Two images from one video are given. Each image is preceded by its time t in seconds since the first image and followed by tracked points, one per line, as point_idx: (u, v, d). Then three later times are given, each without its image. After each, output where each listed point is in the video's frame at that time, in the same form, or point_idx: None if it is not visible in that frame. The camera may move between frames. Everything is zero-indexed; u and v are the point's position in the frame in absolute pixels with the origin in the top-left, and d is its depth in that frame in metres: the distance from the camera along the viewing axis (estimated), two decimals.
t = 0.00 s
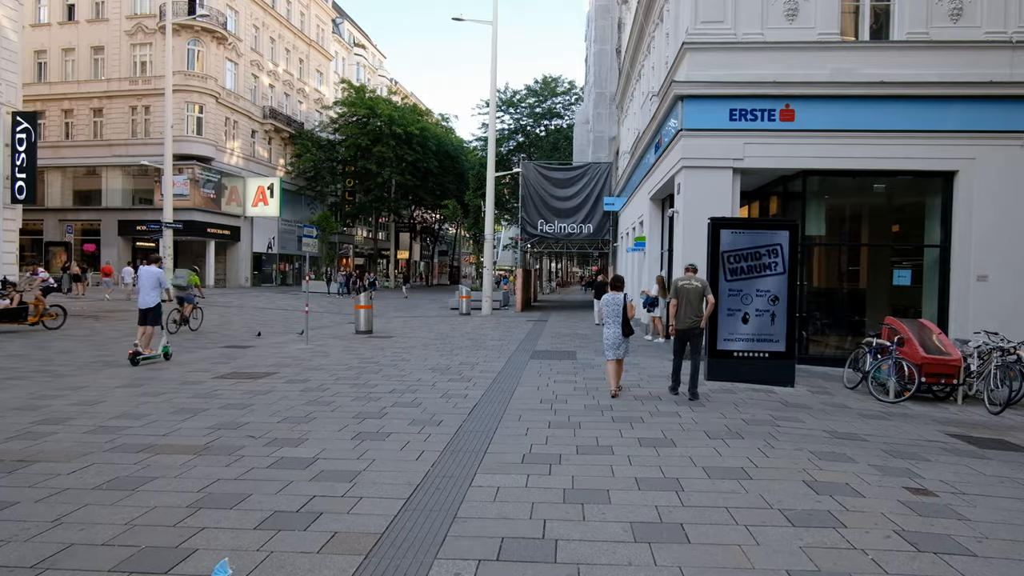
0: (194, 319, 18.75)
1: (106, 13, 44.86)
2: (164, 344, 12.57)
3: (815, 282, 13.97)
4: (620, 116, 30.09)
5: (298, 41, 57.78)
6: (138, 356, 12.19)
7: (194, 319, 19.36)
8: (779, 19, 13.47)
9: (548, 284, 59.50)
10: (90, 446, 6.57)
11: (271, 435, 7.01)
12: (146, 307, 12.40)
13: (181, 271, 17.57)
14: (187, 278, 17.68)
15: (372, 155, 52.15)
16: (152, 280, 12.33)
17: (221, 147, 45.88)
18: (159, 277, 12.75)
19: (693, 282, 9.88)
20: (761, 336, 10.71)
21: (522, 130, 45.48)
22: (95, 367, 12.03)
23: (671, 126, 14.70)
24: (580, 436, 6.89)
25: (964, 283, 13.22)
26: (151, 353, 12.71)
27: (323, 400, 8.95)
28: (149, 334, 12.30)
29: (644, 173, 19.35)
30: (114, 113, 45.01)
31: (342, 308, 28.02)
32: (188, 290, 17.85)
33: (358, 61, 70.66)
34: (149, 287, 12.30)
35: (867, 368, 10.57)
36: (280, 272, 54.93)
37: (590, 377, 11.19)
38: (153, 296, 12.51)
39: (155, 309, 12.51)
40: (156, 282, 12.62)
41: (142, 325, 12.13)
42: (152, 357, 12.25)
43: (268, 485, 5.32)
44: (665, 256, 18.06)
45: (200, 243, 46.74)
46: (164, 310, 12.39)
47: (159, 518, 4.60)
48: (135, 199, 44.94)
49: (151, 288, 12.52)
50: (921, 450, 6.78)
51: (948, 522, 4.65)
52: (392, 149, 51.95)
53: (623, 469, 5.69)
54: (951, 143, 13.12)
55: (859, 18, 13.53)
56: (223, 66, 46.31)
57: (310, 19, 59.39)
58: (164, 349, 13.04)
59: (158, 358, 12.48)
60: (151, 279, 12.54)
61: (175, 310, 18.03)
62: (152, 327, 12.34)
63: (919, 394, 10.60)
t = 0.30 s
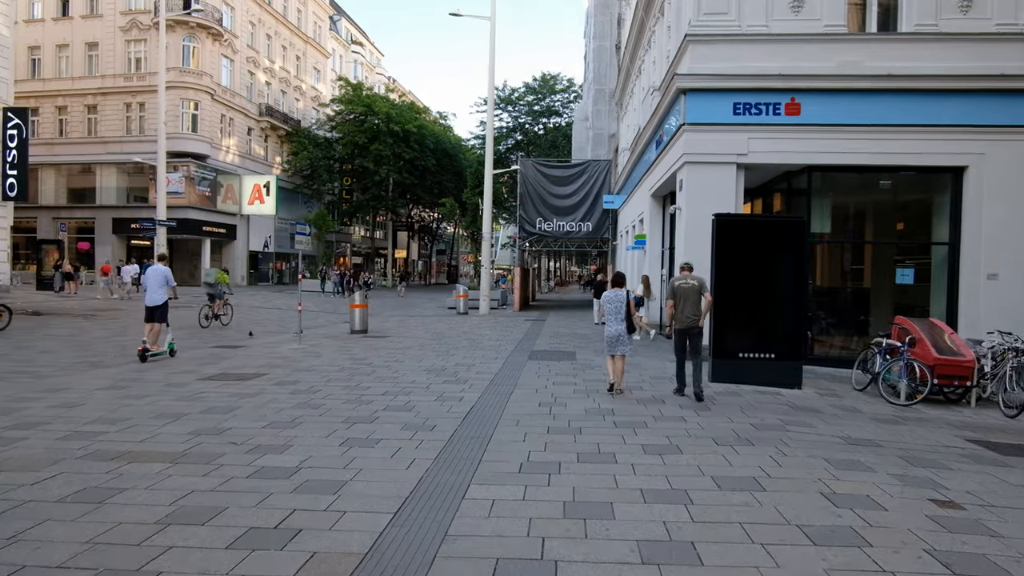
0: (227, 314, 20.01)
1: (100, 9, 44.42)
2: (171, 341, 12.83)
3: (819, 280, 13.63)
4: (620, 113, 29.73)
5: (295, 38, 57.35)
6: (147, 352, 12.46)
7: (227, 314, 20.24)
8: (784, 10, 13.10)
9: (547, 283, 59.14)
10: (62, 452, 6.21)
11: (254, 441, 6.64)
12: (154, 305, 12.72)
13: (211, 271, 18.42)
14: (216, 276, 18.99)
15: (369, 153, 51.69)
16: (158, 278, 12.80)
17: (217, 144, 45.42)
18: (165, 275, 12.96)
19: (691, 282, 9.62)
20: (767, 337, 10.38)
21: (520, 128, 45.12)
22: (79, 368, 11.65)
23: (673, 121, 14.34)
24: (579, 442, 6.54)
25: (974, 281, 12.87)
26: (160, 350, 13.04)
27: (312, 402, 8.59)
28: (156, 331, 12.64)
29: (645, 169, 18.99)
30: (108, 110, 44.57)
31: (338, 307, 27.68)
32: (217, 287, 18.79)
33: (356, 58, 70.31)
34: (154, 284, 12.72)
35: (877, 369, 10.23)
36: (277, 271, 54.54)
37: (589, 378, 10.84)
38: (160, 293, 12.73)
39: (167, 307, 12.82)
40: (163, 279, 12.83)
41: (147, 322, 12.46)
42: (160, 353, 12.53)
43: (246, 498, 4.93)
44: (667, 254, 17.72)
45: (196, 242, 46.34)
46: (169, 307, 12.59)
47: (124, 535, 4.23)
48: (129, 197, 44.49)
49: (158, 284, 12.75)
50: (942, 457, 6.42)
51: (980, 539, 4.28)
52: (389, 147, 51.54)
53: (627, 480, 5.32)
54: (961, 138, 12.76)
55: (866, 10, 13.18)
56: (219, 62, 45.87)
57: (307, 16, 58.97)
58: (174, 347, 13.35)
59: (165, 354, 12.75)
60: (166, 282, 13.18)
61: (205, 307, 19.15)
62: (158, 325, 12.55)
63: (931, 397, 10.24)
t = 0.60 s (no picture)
0: (255, 311, 20.99)
1: (93, 6, 43.91)
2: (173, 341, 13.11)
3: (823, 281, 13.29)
4: (619, 111, 29.38)
5: (291, 37, 56.93)
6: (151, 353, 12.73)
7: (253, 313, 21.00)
8: (789, 3, 12.73)
9: (545, 283, 58.79)
10: (27, 467, 5.81)
11: (234, 453, 6.24)
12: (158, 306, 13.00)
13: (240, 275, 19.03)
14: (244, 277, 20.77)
15: (365, 152, 51.29)
16: (161, 279, 13.06)
17: (212, 143, 44.98)
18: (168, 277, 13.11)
19: (689, 282, 9.37)
20: (773, 340, 10.00)
21: (518, 128, 44.77)
22: (59, 373, 11.25)
23: (674, 118, 13.96)
24: (577, 455, 6.16)
25: (984, 282, 12.49)
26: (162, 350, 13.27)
27: (299, 410, 8.19)
28: (160, 332, 12.84)
29: (645, 168, 18.60)
30: (101, 108, 44.08)
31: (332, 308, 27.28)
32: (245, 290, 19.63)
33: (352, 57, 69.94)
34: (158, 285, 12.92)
35: (887, 374, 9.85)
36: (273, 271, 54.10)
37: (589, 383, 10.47)
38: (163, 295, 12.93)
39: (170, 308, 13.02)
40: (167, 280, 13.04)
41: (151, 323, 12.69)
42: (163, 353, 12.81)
43: (217, 520, 4.53)
44: (667, 254, 17.37)
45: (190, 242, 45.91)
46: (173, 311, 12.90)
47: (77, 564, 3.83)
48: (122, 196, 44.00)
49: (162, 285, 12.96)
50: (963, 470, 6.04)
51: (1019, 566, 3.90)
52: (386, 146, 51.11)
53: (630, 498, 4.93)
54: (970, 134, 12.41)
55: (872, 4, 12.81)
56: (214, 61, 45.43)
57: (303, 15, 58.55)
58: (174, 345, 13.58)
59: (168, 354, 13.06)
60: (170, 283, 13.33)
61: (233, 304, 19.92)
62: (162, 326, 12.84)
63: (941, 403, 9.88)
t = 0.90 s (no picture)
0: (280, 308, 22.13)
1: (88, 3, 43.42)
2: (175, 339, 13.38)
3: (830, 281, 12.91)
4: (619, 108, 29.03)
5: (288, 35, 56.52)
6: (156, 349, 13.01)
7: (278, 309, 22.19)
8: None
9: (544, 283, 58.40)
10: None
11: (214, 463, 5.85)
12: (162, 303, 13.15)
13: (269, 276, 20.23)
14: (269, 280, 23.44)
15: (363, 151, 50.92)
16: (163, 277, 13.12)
17: (208, 141, 44.53)
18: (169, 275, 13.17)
19: (693, 282, 8.99)
20: (780, 340, 9.64)
21: (516, 126, 44.37)
22: (42, 374, 10.86)
23: (677, 112, 13.58)
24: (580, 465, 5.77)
25: (997, 283, 12.13)
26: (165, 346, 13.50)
27: (286, 415, 7.82)
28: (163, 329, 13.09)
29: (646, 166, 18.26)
30: (96, 106, 43.62)
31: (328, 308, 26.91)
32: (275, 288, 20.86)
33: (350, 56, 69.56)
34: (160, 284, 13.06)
35: (899, 377, 9.51)
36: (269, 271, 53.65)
37: (590, 386, 10.09)
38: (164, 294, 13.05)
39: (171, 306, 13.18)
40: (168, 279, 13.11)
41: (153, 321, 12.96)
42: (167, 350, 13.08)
43: (187, 540, 4.13)
44: (668, 253, 17.03)
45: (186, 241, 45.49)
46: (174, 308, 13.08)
47: None
48: (117, 195, 43.55)
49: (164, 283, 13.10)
50: (990, 481, 5.67)
51: None
52: (384, 145, 50.66)
53: (637, 514, 4.55)
54: (982, 130, 12.05)
55: None
56: (209, 58, 44.99)
57: (300, 12, 58.15)
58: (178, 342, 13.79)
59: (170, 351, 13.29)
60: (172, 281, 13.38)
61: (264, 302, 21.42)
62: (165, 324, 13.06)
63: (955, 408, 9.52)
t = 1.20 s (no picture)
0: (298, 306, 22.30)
1: (83, 2, 42.98)
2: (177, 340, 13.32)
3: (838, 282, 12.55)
4: (619, 106, 28.68)
5: (287, 35, 56.20)
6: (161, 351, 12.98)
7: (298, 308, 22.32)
8: None
9: (544, 283, 58.02)
10: None
11: (193, 478, 5.49)
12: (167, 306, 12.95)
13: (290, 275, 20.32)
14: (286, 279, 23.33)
15: (362, 151, 50.59)
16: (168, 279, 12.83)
17: (205, 142, 44.18)
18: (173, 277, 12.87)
19: (698, 282, 8.59)
20: (789, 344, 9.27)
21: (516, 126, 44.01)
22: (25, 381, 10.50)
23: (681, 108, 13.21)
24: (583, 480, 5.41)
25: (1011, 283, 11.75)
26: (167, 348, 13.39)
27: (274, 424, 7.45)
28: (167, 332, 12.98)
29: (648, 164, 17.91)
30: (92, 106, 43.26)
31: (325, 309, 26.53)
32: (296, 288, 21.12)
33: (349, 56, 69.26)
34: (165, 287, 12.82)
35: (914, 382, 9.15)
36: (268, 272, 53.29)
37: (591, 391, 9.73)
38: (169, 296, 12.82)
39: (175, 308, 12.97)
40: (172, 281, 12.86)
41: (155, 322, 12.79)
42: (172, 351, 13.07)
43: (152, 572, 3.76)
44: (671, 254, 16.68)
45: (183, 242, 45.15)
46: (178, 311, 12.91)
47: None
48: (113, 196, 43.21)
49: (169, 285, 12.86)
50: (1022, 497, 5.29)
51: None
52: (383, 145, 50.29)
53: (647, 539, 4.18)
54: (995, 125, 11.69)
55: None
56: (207, 58, 44.65)
57: (298, 12, 57.80)
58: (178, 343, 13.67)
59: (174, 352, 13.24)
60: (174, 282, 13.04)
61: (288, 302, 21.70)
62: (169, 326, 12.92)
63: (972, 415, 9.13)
